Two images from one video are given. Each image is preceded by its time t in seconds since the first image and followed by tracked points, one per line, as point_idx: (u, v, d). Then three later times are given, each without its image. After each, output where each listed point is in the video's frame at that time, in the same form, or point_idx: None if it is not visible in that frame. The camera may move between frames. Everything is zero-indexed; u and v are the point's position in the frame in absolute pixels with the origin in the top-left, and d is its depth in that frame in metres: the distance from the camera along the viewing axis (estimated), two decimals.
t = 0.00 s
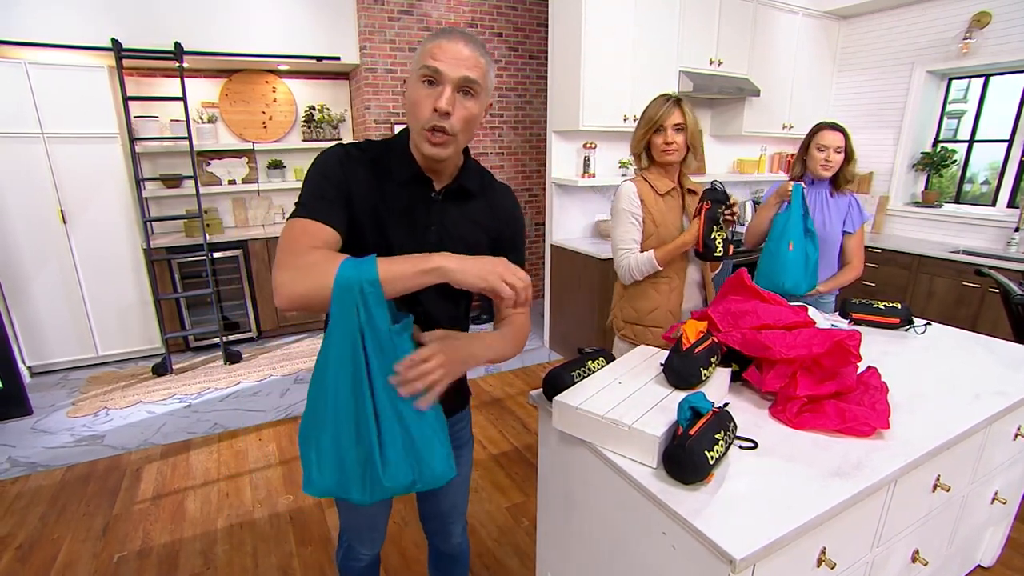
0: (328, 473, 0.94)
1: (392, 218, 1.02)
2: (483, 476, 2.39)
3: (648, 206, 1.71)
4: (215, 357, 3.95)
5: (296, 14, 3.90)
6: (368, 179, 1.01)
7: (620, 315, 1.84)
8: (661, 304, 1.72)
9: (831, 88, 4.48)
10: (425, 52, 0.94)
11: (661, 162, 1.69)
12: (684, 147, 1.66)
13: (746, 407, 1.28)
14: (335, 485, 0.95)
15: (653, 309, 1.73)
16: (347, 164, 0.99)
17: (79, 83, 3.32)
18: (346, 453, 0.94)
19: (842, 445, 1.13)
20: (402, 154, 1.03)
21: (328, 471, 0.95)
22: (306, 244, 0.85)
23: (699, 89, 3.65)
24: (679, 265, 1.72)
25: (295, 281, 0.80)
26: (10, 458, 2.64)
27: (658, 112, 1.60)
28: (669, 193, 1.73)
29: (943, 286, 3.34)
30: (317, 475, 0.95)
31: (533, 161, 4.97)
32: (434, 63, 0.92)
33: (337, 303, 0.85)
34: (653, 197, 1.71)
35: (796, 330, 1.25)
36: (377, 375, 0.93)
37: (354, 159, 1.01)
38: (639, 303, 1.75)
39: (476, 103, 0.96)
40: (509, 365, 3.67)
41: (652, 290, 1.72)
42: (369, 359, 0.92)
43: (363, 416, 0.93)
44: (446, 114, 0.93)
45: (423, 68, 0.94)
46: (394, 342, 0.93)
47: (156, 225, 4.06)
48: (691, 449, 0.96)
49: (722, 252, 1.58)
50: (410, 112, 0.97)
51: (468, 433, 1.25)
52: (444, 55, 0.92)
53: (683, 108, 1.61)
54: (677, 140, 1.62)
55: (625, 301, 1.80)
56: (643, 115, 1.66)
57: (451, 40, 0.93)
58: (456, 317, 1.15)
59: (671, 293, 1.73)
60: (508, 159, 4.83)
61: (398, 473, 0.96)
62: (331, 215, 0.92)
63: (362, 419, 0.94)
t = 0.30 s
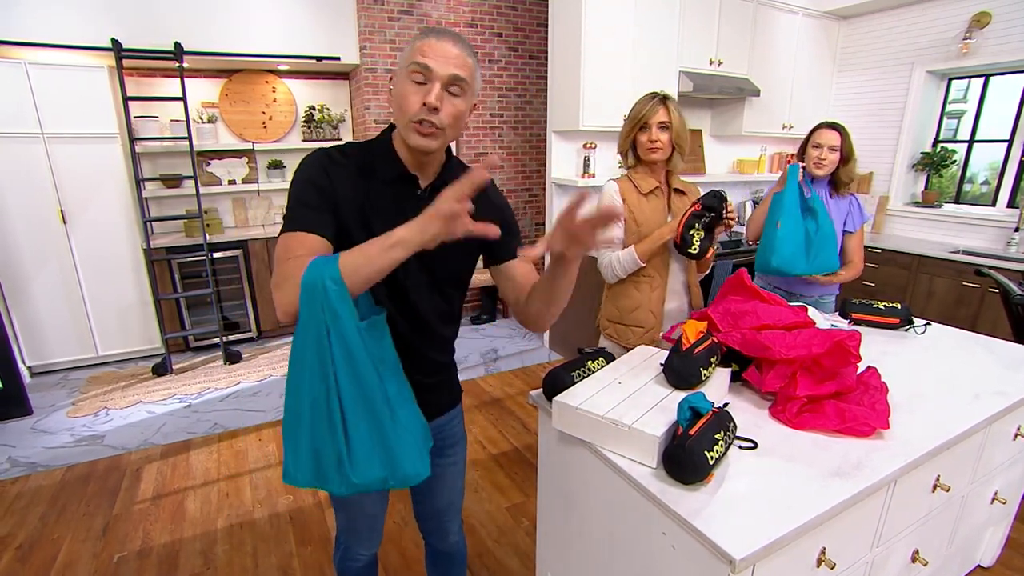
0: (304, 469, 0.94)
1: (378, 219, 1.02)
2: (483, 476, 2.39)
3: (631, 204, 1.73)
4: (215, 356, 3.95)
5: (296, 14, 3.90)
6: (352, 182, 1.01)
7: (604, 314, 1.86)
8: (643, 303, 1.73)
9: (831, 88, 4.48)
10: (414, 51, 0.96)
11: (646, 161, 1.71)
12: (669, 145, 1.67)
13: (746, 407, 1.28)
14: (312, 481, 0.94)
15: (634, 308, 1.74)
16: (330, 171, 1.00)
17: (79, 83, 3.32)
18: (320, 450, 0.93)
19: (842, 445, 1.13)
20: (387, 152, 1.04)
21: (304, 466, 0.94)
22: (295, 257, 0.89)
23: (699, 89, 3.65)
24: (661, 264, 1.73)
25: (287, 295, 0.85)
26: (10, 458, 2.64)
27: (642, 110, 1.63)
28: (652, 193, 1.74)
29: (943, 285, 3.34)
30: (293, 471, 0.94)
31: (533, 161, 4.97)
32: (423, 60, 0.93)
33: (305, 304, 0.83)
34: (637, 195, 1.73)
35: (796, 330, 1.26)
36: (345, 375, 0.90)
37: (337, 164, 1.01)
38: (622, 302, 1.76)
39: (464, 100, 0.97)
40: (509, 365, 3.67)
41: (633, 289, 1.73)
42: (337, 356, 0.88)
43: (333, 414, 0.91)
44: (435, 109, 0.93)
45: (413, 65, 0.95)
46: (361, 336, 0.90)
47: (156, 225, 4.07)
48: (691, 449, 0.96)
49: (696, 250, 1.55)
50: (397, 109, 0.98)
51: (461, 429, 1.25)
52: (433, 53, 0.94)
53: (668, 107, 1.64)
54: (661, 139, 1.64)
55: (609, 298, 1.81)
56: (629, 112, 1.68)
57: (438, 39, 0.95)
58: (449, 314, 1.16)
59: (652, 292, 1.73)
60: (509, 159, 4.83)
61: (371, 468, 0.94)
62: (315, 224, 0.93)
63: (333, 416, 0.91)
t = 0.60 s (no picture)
0: (275, 473, 0.95)
1: (370, 221, 1.02)
2: (483, 476, 2.39)
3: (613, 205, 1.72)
4: (215, 357, 3.95)
5: (295, 14, 3.90)
6: (344, 184, 1.01)
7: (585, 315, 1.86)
8: (620, 305, 1.73)
9: (831, 88, 4.48)
10: (415, 60, 0.95)
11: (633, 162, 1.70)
12: (654, 146, 1.66)
13: (746, 407, 1.28)
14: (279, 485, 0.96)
15: (611, 310, 1.74)
16: (320, 172, 0.99)
17: (79, 83, 3.32)
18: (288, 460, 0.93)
19: (842, 445, 1.13)
20: (378, 155, 1.03)
21: (276, 469, 0.95)
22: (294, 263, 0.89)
23: (699, 89, 3.65)
24: (641, 267, 1.73)
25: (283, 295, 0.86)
26: (10, 458, 2.64)
27: (629, 110, 1.63)
28: (636, 195, 1.73)
29: (943, 286, 3.34)
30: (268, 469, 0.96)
31: (533, 161, 4.97)
32: (424, 71, 0.93)
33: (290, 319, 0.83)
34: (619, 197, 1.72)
35: (796, 330, 1.26)
36: (315, 400, 0.88)
37: (328, 166, 1.01)
38: (601, 303, 1.77)
39: (460, 117, 0.97)
40: (509, 365, 3.67)
41: (613, 290, 1.74)
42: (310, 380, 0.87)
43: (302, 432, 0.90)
44: (428, 123, 0.93)
45: (412, 75, 0.95)
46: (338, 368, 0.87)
47: (156, 225, 4.07)
48: (691, 449, 0.96)
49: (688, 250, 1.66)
50: (391, 117, 0.98)
51: (455, 428, 1.25)
52: (434, 66, 0.94)
53: (656, 109, 1.63)
54: (646, 140, 1.64)
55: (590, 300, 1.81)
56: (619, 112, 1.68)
57: (441, 51, 0.95)
58: (441, 314, 1.17)
59: (631, 295, 1.73)
60: (508, 159, 4.83)
61: (323, 500, 0.91)
62: (308, 227, 0.93)
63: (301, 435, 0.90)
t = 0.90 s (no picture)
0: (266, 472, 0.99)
1: (364, 223, 1.02)
2: (483, 476, 2.39)
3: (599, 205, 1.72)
4: (215, 357, 3.96)
5: (295, 14, 3.91)
6: (339, 186, 1.01)
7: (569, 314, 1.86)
8: (604, 304, 1.73)
9: (831, 88, 4.48)
10: (411, 65, 0.95)
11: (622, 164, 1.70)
12: (643, 148, 1.66)
13: (745, 407, 1.28)
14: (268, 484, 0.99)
15: (595, 309, 1.75)
16: (316, 173, 1.00)
17: (79, 83, 3.31)
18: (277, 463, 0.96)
19: (842, 445, 1.13)
20: (375, 156, 1.03)
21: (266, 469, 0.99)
22: (289, 265, 0.90)
23: (699, 89, 3.65)
24: (626, 266, 1.71)
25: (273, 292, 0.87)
26: (10, 458, 2.64)
27: (619, 111, 1.63)
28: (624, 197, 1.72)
29: (943, 286, 3.34)
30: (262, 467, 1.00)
31: (533, 161, 4.97)
32: (418, 78, 0.93)
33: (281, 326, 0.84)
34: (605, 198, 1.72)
35: (797, 330, 1.26)
36: (300, 411, 0.89)
37: (324, 166, 1.02)
38: (585, 302, 1.77)
39: (455, 122, 0.97)
40: (509, 365, 3.67)
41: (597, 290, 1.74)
42: (297, 391, 0.88)
43: (290, 440, 0.92)
44: (423, 130, 0.93)
45: (407, 80, 0.94)
46: (325, 383, 0.87)
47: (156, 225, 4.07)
48: (690, 448, 0.96)
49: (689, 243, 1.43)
50: (388, 122, 0.98)
51: (451, 427, 1.25)
52: (428, 71, 0.93)
53: (646, 112, 1.63)
54: (634, 142, 1.64)
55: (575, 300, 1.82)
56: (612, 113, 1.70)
57: (436, 57, 0.94)
58: (436, 315, 1.17)
59: (615, 295, 1.73)
60: (509, 159, 4.83)
61: (304, 509, 0.94)
62: (300, 228, 0.93)
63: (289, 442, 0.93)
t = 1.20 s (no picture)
0: (269, 470, 0.98)
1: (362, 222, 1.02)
2: (483, 476, 2.39)
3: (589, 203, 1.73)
4: (215, 357, 3.96)
5: (295, 14, 3.90)
6: (337, 186, 1.01)
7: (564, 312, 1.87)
8: (596, 301, 1.75)
9: (831, 88, 4.48)
10: (406, 84, 0.91)
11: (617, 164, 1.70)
12: (639, 148, 1.65)
13: (745, 406, 1.28)
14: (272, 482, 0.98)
15: (588, 307, 1.76)
16: (314, 173, 0.99)
17: (79, 83, 3.31)
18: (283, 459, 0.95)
19: (842, 445, 1.13)
20: (371, 157, 1.03)
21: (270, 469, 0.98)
22: (276, 255, 0.87)
23: (699, 89, 3.65)
24: (616, 263, 1.72)
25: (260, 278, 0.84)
26: (10, 458, 2.64)
27: (616, 110, 1.64)
28: (614, 194, 1.73)
29: (944, 286, 3.34)
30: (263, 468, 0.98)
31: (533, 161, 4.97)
32: (412, 105, 0.90)
33: (280, 322, 0.82)
34: (595, 194, 1.74)
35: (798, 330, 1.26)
36: (309, 405, 0.89)
37: (322, 166, 1.01)
38: (578, 299, 1.80)
39: (449, 139, 0.97)
40: (509, 365, 3.67)
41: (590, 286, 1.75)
42: (304, 384, 0.87)
43: (297, 436, 0.91)
44: (417, 157, 0.94)
45: (402, 103, 0.91)
46: (335, 370, 0.88)
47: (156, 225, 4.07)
48: (690, 449, 0.96)
49: (693, 253, 1.58)
50: (385, 135, 0.98)
51: (450, 427, 1.25)
52: (422, 98, 0.89)
53: (643, 112, 1.63)
54: (628, 141, 1.64)
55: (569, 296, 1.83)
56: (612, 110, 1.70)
57: (432, 80, 0.89)
58: (434, 314, 1.17)
59: (606, 292, 1.74)
60: (509, 159, 4.83)
61: (320, 504, 0.93)
62: (298, 222, 0.92)
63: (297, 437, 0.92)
